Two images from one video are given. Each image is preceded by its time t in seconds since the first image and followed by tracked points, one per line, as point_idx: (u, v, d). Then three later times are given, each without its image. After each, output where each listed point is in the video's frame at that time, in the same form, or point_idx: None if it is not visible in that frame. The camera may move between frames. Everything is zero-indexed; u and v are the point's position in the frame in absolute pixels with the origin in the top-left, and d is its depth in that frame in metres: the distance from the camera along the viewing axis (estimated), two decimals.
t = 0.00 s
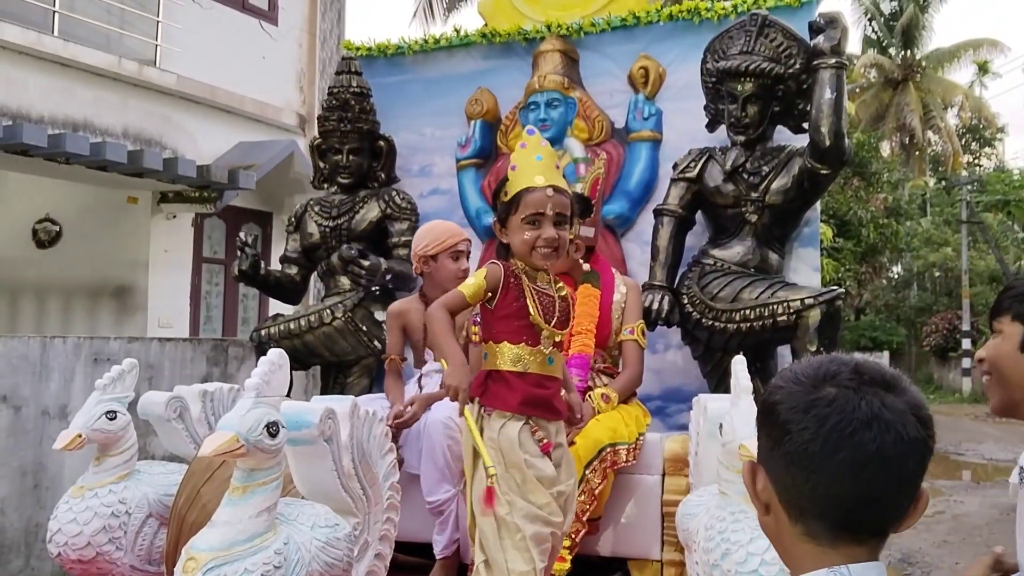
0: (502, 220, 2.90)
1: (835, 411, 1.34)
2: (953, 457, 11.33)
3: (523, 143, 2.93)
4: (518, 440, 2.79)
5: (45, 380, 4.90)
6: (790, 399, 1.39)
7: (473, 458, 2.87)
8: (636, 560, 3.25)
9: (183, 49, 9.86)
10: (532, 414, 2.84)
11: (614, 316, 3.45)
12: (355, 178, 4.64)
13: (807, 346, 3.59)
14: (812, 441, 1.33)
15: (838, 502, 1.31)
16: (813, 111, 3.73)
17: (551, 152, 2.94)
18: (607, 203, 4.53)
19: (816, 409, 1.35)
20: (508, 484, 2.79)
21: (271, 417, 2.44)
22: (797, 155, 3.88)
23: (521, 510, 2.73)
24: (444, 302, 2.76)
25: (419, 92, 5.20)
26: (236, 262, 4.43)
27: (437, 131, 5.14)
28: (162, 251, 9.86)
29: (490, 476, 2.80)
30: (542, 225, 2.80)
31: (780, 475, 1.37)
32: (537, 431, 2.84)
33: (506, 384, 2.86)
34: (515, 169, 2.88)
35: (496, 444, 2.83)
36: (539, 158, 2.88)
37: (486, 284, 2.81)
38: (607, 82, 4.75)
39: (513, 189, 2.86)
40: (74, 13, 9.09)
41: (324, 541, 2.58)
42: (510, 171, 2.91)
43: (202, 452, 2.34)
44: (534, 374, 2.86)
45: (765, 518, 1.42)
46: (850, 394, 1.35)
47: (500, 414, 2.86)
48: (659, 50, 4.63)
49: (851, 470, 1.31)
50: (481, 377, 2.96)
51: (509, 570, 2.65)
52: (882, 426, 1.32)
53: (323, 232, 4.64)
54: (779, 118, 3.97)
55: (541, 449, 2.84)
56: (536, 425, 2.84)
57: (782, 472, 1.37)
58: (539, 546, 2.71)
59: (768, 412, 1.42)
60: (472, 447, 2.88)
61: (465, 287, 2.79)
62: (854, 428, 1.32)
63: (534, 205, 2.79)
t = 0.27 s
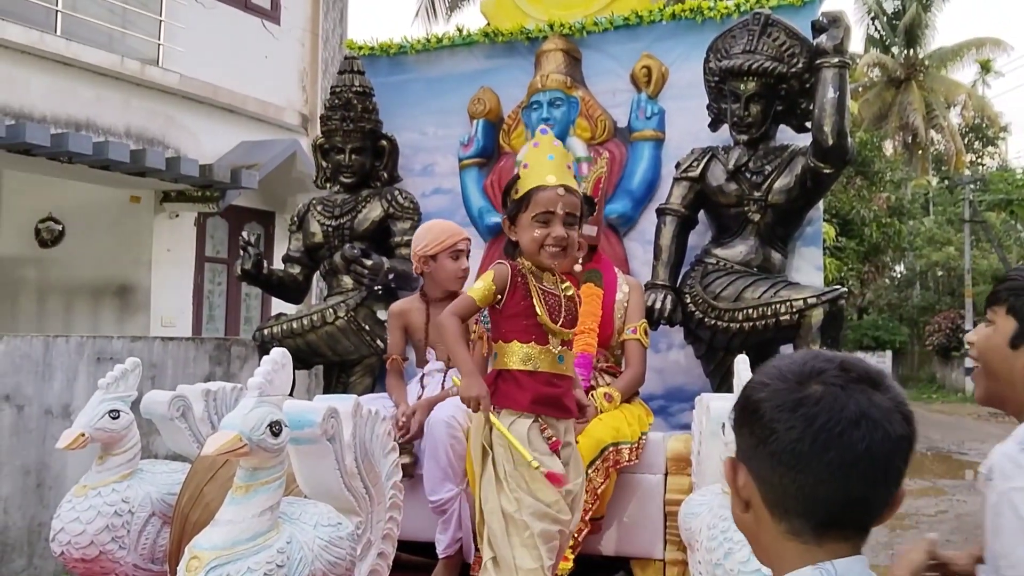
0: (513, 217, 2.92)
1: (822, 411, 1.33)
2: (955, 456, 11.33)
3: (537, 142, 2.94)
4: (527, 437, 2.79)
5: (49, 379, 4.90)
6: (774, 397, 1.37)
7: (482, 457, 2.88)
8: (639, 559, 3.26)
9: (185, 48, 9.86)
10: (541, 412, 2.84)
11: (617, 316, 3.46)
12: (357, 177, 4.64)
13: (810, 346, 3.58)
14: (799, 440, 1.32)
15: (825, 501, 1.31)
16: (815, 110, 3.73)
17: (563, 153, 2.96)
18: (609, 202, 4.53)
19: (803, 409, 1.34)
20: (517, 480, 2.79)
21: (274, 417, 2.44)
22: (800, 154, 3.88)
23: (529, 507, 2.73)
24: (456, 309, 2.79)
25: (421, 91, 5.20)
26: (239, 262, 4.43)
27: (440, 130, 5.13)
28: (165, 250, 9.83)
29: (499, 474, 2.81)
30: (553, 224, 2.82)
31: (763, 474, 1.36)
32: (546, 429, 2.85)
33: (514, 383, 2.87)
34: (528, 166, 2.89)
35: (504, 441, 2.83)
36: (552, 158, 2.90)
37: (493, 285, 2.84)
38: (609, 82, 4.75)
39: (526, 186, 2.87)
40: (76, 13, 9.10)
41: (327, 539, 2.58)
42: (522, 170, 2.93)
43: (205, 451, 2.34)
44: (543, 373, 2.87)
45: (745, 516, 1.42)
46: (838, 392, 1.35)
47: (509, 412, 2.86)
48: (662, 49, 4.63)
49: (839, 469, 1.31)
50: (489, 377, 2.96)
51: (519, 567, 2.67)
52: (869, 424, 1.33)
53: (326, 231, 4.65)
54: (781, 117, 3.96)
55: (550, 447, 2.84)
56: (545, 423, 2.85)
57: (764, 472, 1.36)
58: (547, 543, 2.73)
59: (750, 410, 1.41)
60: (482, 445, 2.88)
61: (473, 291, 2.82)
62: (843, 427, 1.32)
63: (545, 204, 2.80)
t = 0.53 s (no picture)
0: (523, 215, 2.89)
1: (802, 415, 1.34)
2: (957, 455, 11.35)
3: (551, 141, 2.92)
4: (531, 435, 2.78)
5: (51, 378, 4.90)
6: (753, 403, 1.38)
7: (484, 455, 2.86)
8: (642, 559, 3.26)
9: (187, 47, 9.86)
10: (543, 414, 2.84)
11: (620, 316, 3.45)
12: (359, 177, 4.64)
13: (812, 345, 3.58)
14: (782, 446, 1.33)
15: (812, 504, 1.32)
16: (818, 109, 3.72)
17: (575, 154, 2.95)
18: (611, 202, 4.53)
19: (785, 413, 1.35)
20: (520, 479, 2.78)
21: (276, 416, 2.44)
22: (802, 153, 3.87)
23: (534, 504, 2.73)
24: (455, 313, 2.81)
25: (423, 91, 5.20)
26: (241, 261, 4.43)
27: (442, 129, 5.13)
28: (167, 250, 9.84)
29: (502, 471, 2.80)
30: (567, 226, 2.82)
31: (749, 480, 1.36)
32: (547, 429, 2.85)
33: (516, 384, 2.87)
34: (543, 166, 2.88)
35: (507, 440, 2.80)
36: (567, 159, 2.89)
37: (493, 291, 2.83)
38: (611, 81, 4.74)
39: (540, 186, 2.85)
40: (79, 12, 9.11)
41: (329, 538, 2.59)
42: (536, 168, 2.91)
43: (207, 451, 2.34)
44: (545, 375, 2.87)
45: (732, 523, 1.42)
46: (816, 395, 1.35)
47: (510, 412, 2.85)
48: (664, 48, 4.63)
49: (823, 472, 1.31)
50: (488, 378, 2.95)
51: (526, 564, 2.69)
52: (850, 425, 1.33)
53: (328, 231, 4.65)
54: (783, 116, 3.96)
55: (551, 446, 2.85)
56: (546, 424, 2.85)
57: (749, 480, 1.37)
58: (553, 540, 2.74)
59: (730, 418, 1.41)
60: (483, 443, 2.86)
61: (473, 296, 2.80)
62: (822, 428, 1.32)
63: (562, 205, 2.81)
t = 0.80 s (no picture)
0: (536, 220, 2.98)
1: (817, 405, 1.34)
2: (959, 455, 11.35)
3: (560, 145, 3.00)
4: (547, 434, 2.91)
5: (52, 378, 4.90)
6: (767, 394, 1.38)
7: (494, 457, 2.93)
8: (644, 558, 3.26)
9: (189, 47, 9.87)
10: (548, 420, 2.98)
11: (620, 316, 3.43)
12: (361, 176, 4.65)
13: (814, 345, 3.58)
14: (797, 434, 1.33)
15: (823, 495, 1.31)
16: (819, 109, 3.72)
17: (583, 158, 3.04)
18: (613, 201, 4.53)
19: (799, 403, 1.35)
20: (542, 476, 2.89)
21: (278, 416, 2.44)
22: (803, 153, 3.87)
23: (560, 500, 2.83)
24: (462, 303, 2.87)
25: (425, 90, 5.20)
26: (243, 261, 4.43)
27: (443, 129, 5.14)
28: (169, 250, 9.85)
29: (520, 472, 2.89)
30: (580, 230, 2.93)
31: (761, 472, 1.36)
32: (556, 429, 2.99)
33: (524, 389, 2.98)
34: (555, 169, 2.95)
35: (519, 442, 2.93)
36: (577, 163, 2.98)
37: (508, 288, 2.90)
38: (613, 81, 4.74)
39: (553, 190, 2.94)
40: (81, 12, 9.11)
41: (331, 538, 2.59)
42: (546, 172, 2.98)
43: (209, 450, 2.35)
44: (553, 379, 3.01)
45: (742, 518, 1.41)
46: (830, 386, 1.35)
47: (516, 416, 2.97)
48: (666, 48, 4.63)
49: (837, 460, 1.31)
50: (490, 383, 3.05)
51: (558, 558, 2.77)
52: (864, 416, 1.34)
53: (330, 230, 4.65)
54: (785, 116, 3.96)
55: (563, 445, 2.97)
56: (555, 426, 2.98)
57: (759, 473, 1.37)
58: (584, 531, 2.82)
59: (741, 412, 1.41)
60: (491, 447, 2.94)
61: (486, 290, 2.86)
62: (838, 418, 1.33)
63: (575, 210, 2.91)
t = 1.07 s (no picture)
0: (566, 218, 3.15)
1: (825, 402, 1.35)
2: (962, 456, 11.33)
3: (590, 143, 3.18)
4: (556, 443, 3.01)
5: (55, 379, 4.90)
6: (776, 390, 1.39)
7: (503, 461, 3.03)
8: (644, 559, 3.25)
9: (191, 48, 9.88)
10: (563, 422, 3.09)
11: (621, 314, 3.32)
12: (363, 177, 4.65)
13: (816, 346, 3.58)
14: (804, 430, 1.34)
15: (828, 492, 1.32)
16: (820, 110, 3.72)
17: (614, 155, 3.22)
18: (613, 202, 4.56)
19: (806, 399, 1.36)
20: (546, 487, 2.99)
21: (280, 417, 2.45)
22: (805, 155, 3.87)
23: (561, 515, 2.93)
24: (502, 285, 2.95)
25: (426, 91, 5.21)
26: (245, 262, 4.44)
27: (445, 130, 5.14)
28: (172, 251, 9.85)
29: (526, 480, 2.99)
30: (608, 225, 3.08)
31: (769, 467, 1.36)
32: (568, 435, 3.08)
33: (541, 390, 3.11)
34: (584, 167, 3.14)
35: (528, 448, 3.03)
36: (606, 160, 3.15)
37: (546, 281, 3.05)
38: (614, 82, 4.74)
39: (582, 187, 3.12)
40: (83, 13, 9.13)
41: (332, 539, 2.59)
42: (575, 170, 3.17)
43: (211, 451, 2.35)
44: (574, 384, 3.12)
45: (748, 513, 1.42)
46: (839, 382, 1.37)
47: (530, 419, 3.09)
48: (667, 49, 4.63)
49: (845, 458, 1.32)
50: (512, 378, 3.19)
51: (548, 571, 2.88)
52: (871, 413, 1.34)
53: (331, 232, 4.65)
54: (786, 117, 3.96)
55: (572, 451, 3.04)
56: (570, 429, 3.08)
57: (767, 467, 1.37)
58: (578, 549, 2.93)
59: (751, 407, 1.42)
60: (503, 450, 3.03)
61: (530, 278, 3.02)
62: (845, 414, 1.33)
63: (603, 205, 3.07)
